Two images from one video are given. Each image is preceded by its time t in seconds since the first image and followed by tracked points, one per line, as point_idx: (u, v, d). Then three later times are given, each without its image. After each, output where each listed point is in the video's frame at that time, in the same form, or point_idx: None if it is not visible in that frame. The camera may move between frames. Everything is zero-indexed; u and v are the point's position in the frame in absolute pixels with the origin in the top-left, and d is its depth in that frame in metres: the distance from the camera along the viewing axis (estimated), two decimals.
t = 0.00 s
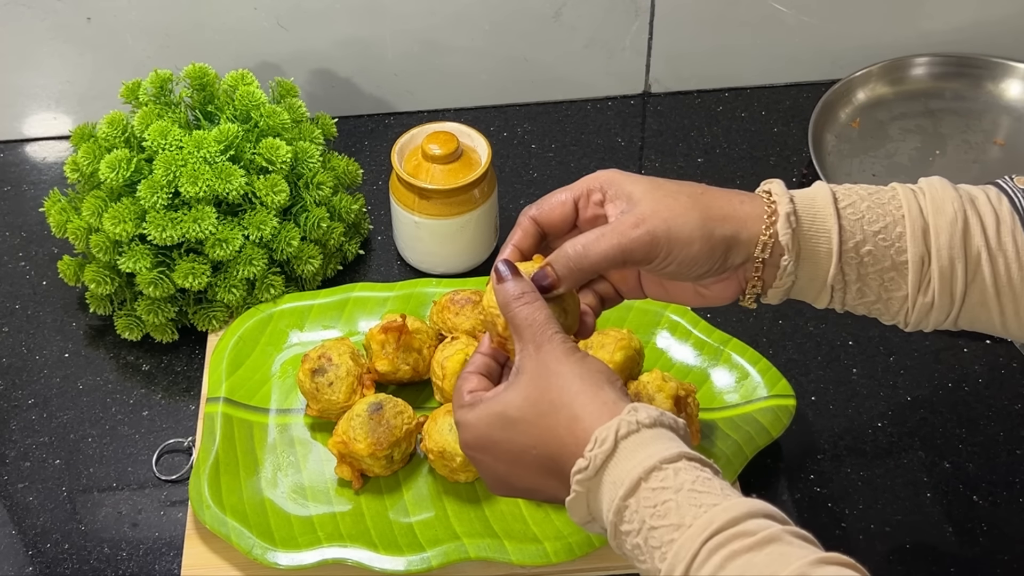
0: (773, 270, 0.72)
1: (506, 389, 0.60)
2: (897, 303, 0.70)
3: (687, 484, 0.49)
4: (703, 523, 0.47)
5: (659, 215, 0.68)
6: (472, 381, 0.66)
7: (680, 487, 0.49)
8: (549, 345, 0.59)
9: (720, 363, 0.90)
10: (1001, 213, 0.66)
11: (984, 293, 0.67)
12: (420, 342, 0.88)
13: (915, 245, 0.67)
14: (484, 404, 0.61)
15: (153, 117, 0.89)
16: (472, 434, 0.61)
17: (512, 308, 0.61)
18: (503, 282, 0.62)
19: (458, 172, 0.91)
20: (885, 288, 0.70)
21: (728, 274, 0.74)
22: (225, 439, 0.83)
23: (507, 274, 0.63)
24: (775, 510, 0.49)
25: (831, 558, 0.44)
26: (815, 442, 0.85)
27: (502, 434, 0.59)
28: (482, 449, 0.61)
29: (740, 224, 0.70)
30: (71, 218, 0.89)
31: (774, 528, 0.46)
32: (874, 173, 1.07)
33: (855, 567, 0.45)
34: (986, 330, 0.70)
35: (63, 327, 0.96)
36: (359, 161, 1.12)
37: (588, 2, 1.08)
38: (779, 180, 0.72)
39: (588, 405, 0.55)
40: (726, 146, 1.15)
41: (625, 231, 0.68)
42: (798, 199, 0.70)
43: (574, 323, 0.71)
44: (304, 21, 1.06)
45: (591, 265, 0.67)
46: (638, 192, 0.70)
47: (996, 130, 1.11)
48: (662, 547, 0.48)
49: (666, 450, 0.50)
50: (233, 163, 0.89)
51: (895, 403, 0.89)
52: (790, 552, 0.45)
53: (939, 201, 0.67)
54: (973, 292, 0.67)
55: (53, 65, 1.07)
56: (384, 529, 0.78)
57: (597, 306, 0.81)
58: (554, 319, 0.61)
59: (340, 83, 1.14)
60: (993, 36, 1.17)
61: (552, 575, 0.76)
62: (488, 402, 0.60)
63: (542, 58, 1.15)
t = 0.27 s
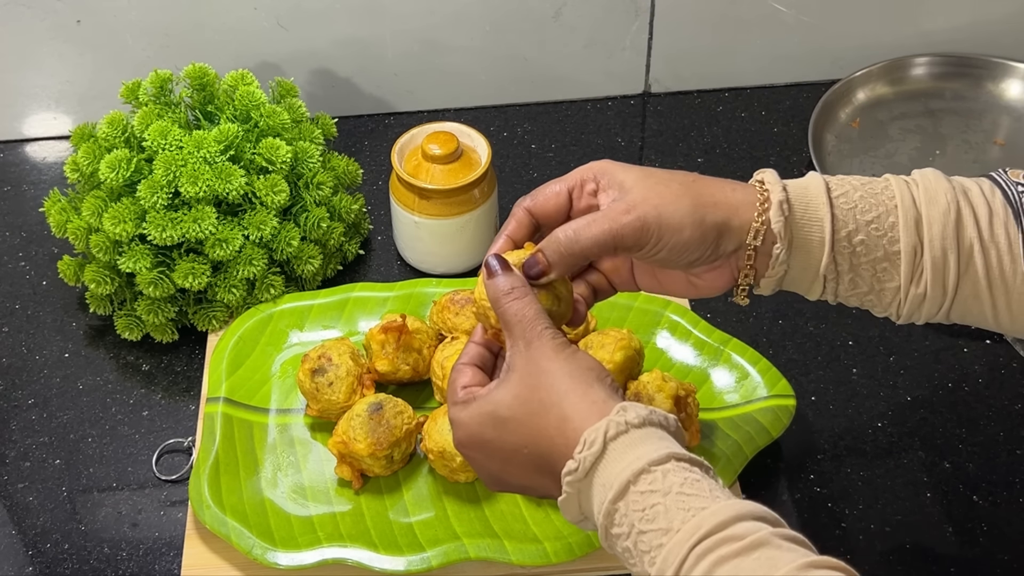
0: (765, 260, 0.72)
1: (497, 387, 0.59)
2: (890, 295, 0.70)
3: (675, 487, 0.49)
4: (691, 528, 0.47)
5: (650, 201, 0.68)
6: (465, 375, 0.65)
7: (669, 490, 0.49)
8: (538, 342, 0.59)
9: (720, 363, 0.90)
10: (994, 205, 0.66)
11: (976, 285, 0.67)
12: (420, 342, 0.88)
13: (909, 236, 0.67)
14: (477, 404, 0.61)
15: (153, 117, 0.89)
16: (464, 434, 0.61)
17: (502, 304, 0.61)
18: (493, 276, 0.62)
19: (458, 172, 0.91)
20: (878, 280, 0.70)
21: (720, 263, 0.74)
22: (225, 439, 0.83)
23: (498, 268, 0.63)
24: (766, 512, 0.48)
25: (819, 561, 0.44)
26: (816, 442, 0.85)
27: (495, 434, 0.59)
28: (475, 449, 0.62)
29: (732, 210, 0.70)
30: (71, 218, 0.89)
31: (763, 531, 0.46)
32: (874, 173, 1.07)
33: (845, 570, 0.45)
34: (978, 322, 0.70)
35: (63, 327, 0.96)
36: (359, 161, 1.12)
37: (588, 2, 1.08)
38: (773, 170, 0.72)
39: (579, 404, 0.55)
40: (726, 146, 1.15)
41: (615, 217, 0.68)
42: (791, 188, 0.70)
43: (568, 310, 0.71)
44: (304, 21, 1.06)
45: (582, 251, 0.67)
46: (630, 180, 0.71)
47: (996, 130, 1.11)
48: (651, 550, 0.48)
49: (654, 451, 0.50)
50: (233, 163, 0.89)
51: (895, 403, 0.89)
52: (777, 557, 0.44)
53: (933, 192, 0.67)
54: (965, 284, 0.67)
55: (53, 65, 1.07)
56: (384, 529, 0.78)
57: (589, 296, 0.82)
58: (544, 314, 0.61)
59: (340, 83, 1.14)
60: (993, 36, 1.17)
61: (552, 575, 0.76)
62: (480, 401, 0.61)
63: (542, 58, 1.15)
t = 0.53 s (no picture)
0: (769, 239, 0.73)
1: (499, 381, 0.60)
2: (893, 280, 0.70)
3: (678, 487, 0.48)
4: (695, 530, 0.46)
5: (652, 178, 0.70)
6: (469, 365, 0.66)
7: (671, 489, 0.48)
8: (536, 334, 0.58)
9: (720, 363, 0.90)
10: (998, 193, 0.66)
11: (979, 273, 0.67)
12: (420, 342, 0.88)
13: (912, 220, 0.67)
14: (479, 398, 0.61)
15: (153, 117, 0.89)
16: (469, 427, 0.62)
17: (500, 295, 0.61)
18: (490, 266, 0.62)
19: (458, 172, 0.91)
20: (881, 265, 0.70)
21: (723, 244, 0.74)
22: (225, 439, 0.83)
23: (495, 256, 0.62)
24: (772, 506, 0.47)
25: (825, 561, 0.43)
26: (816, 442, 0.86)
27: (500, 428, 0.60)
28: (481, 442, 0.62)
29: (736, 188, 0.71)
30: (71, 218, 0.89)
31: (767, 530, 0.45)
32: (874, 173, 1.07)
33: (852, 567, 0.44)
34: (980, 313, 0.71)
35: (63, 327, 0.96)
36: (359, 161, 1.12)
37: (588, 2, 1.08)
38: (777, 154, 0.73)
39: (578, 399, 0.55)
40: (726, 146, 1.15)
41: (619, 194, 0.69)
42: (795, 169, 0.71)
43: (569, 292, 0.70)
44: (304, 21, 1.06)
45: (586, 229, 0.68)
46: (632, 160, 0.72)
47: (996, 130, 1.11)
48: (656, 552, 0.48)
49: (656, 449, 0.50)
50: (233, 163, 0.89)
51: (895, 403, 0.89)
52: (782, 558, 0.44)
53: (937, 178, 0.67)
54: (968, 272, 0.67)
55: (53, 65, 1.07)
56: (384, 529, 0.78)
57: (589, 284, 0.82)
58: (541, 304, 0.60)
59: (340, 83, 1.14)
60: (993, 36, 1.17)
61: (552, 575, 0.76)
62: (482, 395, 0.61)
63: (542, 58, 1.15)
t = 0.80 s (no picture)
0: (773, 228, 0.73)
1: (504, 381, 0.60)
2: (898, 270, 0.70)
3: (682, 488, 0.48)
4: (699, 533, 0.46)
5: (656, 164, 0.71)
6: (477, 358, 0.66)
7: (676, 491, 0.48)
8: (534, 331, 0.58)
9: (720, 363, 0.90)
10: (1005, 183, 0.66)
11: (985, 264, 0.67)
12: (420, 342, 0.88)
13: (918, 209, 0.67)
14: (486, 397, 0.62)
15: (153, 117, 0.89)
16: (479, 425, 0.63)
17: (499, 293, 0.61)
18: (491, 260, 0.62)
19: (458, 172, 0.91)
20: (887, 254, 0.70)
21: (727, 232, 0.75)
22: (225, 439, 0.83)
23: (494, 251, 0.62)
24: (779, 503, 0.47)
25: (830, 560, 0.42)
26: (816, 442, 0.85)
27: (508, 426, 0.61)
28: (492, 439, 0.63)
29: (740, 174, 0.72)
30: (71, 218, 0.89)
31: (773, 529, 0.45)
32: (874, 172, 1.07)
33: (861, 565, 0.43)
34: (984, 306, 0.71)
35: (63, 327, 0.96)
36: (359, 161, 1.12)
37: (587, 2, 1.08)
38: (782, 141, 0.73)
39: (578, 402, 0.55)
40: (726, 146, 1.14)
41: (622, 180, 0.70)
42: (800, 157, 0.71)
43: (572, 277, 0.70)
44: (304, 21, 1.06)
45: (590, 215, 0.69)
46: (635, 148, 0.73)
47: (996, 131, 1.11)
48: (664, 554, 0.48)
49: (660, 450, 0.49)
50: (233, 163, 0.89)
51: (895, 403, 0.89)
52: (789, 558, 0.43)
53: (943, 166, 0.67)
54: (973, 263, 0.67)
55: (53, 65, 1.07)
56: (384, 529, 0.78)
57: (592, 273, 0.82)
58: (540, 298, 0.60)
59: (340, 83, 1.14)
60: (993, 36, 1.17)
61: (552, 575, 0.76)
62: (489, 394, 0.62)
63: (542, 58, 1.15)
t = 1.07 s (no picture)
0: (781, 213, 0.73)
1: (511, 372, 0.60)
2: (906, 257, 0.70)
3: (693, 490, 0.47)
4: (711, 537, 0.46)
5: (665, 144, 0.70)
6: (482, 344, 0.65)
7: (687, 493, 0.48)
8: (541, 323, 0.57)
9: (720, 363, 0.90)
10: (1016, 171, 0.66)
11: (995, 254, 0.67)
12: (420, 342, 0.88)
13: (929, 195, 0.67)
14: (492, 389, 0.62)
15: (153, 117, 0.89)
16: (485, 415, 0.63)
17: (504, 282, 0.60)
18: (495, 245, 0.61)
19: (458, 172, 0.91)
20: (896, 241, 0.70)
21: (735, 215, 0.75)
22: (225, 439, 0.83)
23: (496, 237, 0.61)
24: (792, 503, 0.46)
25: (845, 565, 0.42)
26: (815, 442, 0.85)
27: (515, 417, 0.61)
28: (498, 428, 0.63)
29: (750, 156, 0.72)
30: (71, 218, 0.89)
31: (786, 533, 0.44)
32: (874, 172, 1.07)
33: (875, 568, 0.42)
34: (991, 297, 0.71)
35: (63, 327, 0.96)
36: (359, 161, 1.12)
37: (588, 2, 1.08)
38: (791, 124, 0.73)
39: (588, 398, 0.54)
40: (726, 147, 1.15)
41: (632, 159, 0.70)
42: (811, 141, 0.71)
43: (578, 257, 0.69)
44: (304, 21, 1.06)
45: (598, 194, 0.68)
46: (643, 127, 0.73)
47: (996, 131, 1.11)
48: (676, 556, 0.48)
49: (670, 449, 0.49)
50: (233, 163, 0.89)
51: (895, 403, 0.89)
52: (802, 563, 0.43)
53: (955, 154, 0.67)
54: (984, 252, 0.67)
55: (53, 65, 1.07)
56: (384, 529, 0.78)
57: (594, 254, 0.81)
58: (545, 288, 0.59)
59: (340, 83, 1.14)
60: (993, 36, 1.17)
61: (552, 575, 0.76)
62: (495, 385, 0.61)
63: (542, 58, 1.15)
